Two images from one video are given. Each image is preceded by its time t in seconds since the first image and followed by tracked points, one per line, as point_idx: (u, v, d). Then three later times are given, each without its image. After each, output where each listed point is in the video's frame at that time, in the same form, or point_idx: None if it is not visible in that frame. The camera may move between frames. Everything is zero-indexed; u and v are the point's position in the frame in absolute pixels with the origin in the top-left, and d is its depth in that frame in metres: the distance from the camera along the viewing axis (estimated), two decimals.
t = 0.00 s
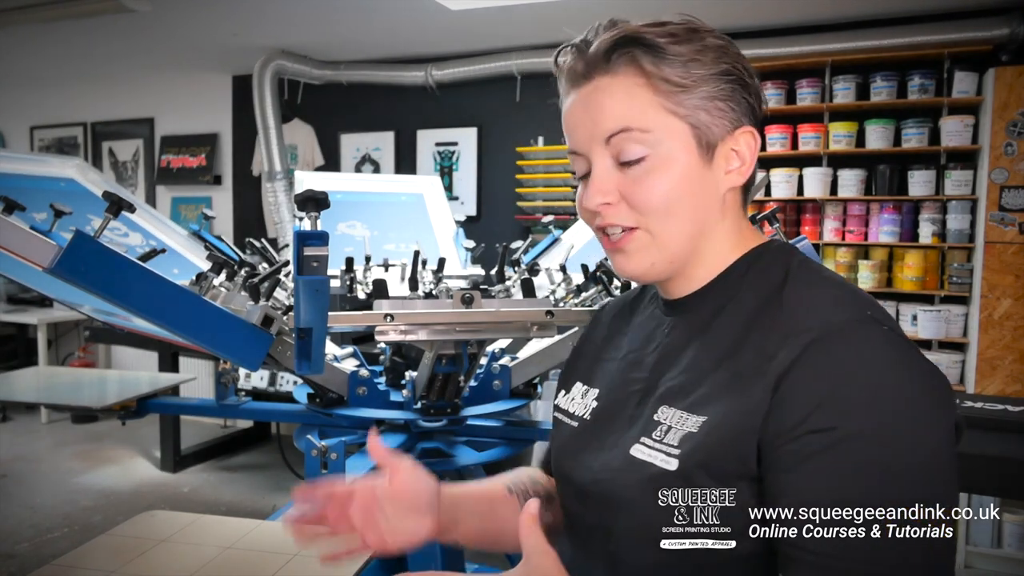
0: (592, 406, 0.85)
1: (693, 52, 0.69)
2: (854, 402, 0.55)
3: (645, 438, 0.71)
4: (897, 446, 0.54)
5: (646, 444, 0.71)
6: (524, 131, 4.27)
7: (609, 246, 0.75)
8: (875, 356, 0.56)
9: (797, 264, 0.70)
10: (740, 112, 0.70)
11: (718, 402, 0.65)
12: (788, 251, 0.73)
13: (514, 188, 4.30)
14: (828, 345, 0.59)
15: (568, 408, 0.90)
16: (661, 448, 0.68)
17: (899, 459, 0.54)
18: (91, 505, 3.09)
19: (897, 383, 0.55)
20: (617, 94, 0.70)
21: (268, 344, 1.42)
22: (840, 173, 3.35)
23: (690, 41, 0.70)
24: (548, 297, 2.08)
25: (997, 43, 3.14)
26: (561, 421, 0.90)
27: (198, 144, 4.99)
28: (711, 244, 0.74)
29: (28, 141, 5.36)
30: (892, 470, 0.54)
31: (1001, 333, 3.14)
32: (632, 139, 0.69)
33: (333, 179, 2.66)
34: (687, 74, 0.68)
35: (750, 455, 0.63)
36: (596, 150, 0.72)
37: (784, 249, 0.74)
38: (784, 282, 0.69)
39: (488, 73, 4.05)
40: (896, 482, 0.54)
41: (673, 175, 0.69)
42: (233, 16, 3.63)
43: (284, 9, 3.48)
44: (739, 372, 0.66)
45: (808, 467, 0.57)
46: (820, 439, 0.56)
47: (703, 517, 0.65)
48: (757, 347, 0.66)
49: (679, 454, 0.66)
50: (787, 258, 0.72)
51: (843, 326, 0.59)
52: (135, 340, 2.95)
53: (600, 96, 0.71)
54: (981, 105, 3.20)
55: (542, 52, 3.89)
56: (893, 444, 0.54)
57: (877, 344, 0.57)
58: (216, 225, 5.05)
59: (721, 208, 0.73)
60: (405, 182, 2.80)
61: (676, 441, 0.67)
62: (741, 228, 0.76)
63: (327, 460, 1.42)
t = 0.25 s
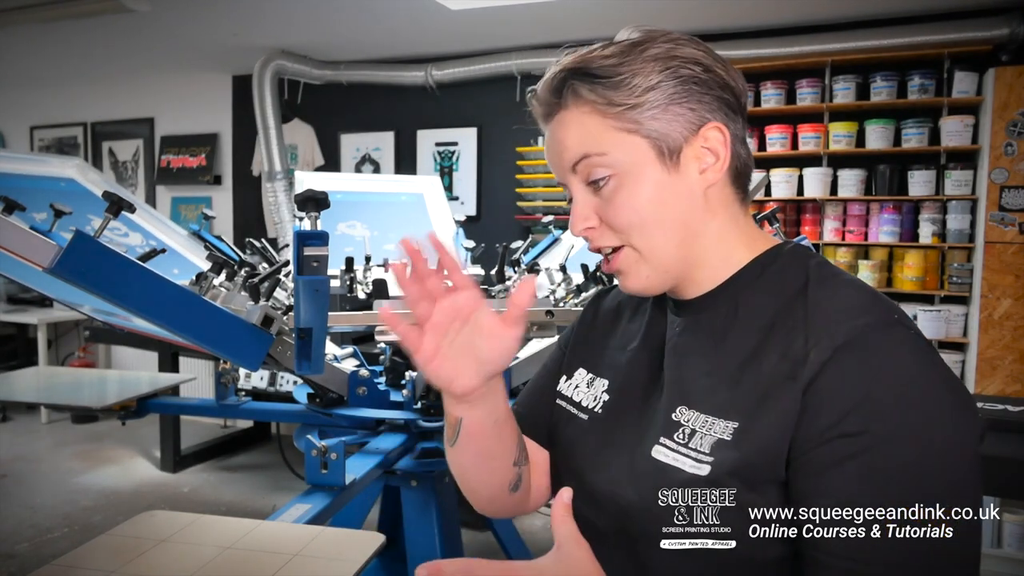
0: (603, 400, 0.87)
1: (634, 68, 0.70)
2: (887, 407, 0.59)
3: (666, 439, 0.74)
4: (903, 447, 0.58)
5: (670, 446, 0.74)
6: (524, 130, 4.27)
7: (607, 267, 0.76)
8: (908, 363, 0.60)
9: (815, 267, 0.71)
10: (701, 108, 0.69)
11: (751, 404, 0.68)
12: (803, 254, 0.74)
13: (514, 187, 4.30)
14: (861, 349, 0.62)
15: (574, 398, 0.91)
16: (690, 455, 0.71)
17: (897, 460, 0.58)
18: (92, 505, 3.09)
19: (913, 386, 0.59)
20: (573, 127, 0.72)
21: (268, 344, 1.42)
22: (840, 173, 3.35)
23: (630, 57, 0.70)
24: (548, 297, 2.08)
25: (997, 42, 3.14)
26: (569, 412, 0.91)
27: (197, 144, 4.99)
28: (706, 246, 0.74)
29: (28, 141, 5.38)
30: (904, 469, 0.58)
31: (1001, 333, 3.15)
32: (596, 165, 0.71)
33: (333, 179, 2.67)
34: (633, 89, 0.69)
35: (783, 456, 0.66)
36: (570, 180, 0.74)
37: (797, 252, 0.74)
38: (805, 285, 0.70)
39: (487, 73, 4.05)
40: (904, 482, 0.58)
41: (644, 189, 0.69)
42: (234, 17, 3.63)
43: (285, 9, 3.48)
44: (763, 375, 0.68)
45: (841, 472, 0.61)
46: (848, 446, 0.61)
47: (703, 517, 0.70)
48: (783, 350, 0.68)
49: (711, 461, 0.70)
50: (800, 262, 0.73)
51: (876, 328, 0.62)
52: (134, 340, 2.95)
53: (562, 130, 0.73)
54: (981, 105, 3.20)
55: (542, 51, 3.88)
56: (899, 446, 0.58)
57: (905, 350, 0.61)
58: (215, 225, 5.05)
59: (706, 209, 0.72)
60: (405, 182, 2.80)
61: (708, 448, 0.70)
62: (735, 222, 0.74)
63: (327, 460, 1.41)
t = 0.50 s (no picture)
0: (601, 408, 0.84)
1: (609, 76, 0.69)
2: (895, 409, 0.57)
3: (667, 444, 0.73)
4: (903, 446, 0.56)
5: (672, 452, 0.72)
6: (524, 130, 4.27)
7: (600, 278, 0.76)
8: (915, 363, 0.58)
9: (813, 267, 0.70)
10: (680, 113, 0.69)
11: (757, 408, 0.66)
12: (803, 253, 0.73)
13: (514, 187, 4.30)
14: (866, 351, 0.60)
15: (571, 408, 0.89)
16: (694, 461, 0.70)
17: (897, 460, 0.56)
18: (92, 505, 3.09)
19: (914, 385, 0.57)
20: (554, 140, 0.72)
21: (268, 344, 1.42)
22: (840, 173, 3.35)
23: (605, 65, 0.70)
24: (548, 297, 2.08)
25: (997, 43, 3.14)
26: (564, 424, 0.89)
27: (197, 144, 4.99)
28: (697, 250, 0.74)
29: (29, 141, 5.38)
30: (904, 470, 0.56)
31: (1001, 333, 3.15)
32: (580, 178, 0.71)
33: (333, 179, 2.67)
34: (610, 99, 0.68)
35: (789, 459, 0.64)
36: (556, 194, 0.74)
37: (795, 252, 0.73)
38: (803, 287, 0.69)
39: (487, 73, 4.05)
40: (904, 481, 0.56)
41: (628, 199, 0.69)
42: (233, 17, 3.63)
43: (285, 9, 3.49)
44: (765, 378, 0.67)
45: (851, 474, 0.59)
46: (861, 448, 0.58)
47: (703, 517, 0.69)
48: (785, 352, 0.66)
49: (714, 467, 0.68)
50: (796, 260, 0.72)
51: (878, 331, 0.61)
52: (134, 340, 2.95)
53: (544, 146, 0.73)
54: (981, 105, 3.20)
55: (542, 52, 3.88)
56: (901, 444, 0.57)
57: (911, 351, 0.59)
58: (215, 225, 5.04)
59: (694, 213, 0.72)
60: (405, 182, 2.80)
61: (710, 454, 0.69)
62: (725, 223, 0.74)
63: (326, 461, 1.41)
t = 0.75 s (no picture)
0: (594, 412, 0.82)
1: (614, 65, 0.69)
2: (885, 418, 0.56)
3: (651, 451, 0.71)
4: (904, 446, 0.55)
5: (656, 458, 0.70)
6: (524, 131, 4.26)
7: (579, 264, 0.78)
8: (902, 370, 0.57)
9: (799, 270, 0.69)
10: (679, 115, 0.68)
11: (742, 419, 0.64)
12: (789, 254, 0.72)
13: (514, 187, 4.30)
14: (853, 358, 0.59)
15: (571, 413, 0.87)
16: (675, 466, 0.68)
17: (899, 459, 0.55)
18: (92, 505, 3.09)
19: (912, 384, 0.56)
20: (548, 122, 0.72)
21: (268, 344, 1.42)
22: (840, 173, 3.35)
23: (611, 53, 0.69)
24: (548, 297, 2.08)
25: (997, 43, 3.14)
26: (562, 430, 0.88)
27: (197, 144, 4.98)
28: (680, 252, 0.73)
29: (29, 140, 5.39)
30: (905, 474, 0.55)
31: (1001, 333, 3.15)
32: (567, 165, 0.72)
33: (333, 179, 2.67)
34: (608, 90, 0.68)
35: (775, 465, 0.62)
36: (545, 176, 0.76)
37: (780, 253, 0.72)
38: (788, 291, 0.68)
39: (487, 73, 4.05)
40: (904, 482, 0.55)
41: (610, 193, 0.70)
42: (233, 17, 3.63)
43: (285, 9, 3.49)
44: (750, 386, 0.65)
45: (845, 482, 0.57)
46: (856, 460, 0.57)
47: (703, 517, 0.66)
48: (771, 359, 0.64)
49: (694, 473, 0.66)
50: (782, 263, 0.71)
51: (862, 338, 0.59)
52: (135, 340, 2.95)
53: (538, 125, 0.74)
54: (981, 105, 3.20)
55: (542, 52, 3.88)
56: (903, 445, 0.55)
57: (897, 356, 0.58)
58: (215, 225, 5.04)
59: (680, 216, 0.71)
60: (405, 182, 2.80)
61: (690, 459, 0.67)
62: (715, 229, 0.73)
63: (327, 460, 1.41)
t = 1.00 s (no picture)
0: (590, 399, 0.90)
1: (618, 66, 0.69)
2: (830, 419, 0.56)
3: (619, 441, 0.74)
4: (896, 446, 0.55)
5: (622, 447, 0.74)
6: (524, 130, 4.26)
7: (573, 259, 0.78)
8: (848, 372, 0.57)
9: (773, 273, 0.68)
10: (680, 119, 0.67)
11: (696, 411, 0.66)
12: (768, 254, 0.72)
13: (514, 188, 4.30)
14: (804, 359, 0.59)
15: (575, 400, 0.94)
16: (635, 456, 0.71)
17: (891, 459, 0.55)
18: (91, 505, 3.09)
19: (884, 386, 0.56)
20: (549, 119, 0.73)
21: (268, 344, 1.43)
22: (840, 173, 3.35)
23: (616, 53, 0.69)
24: (548, 297, 2.08)
25: (997, 43, 3.14)
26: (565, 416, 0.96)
27: (197, 144, 4.98)
28: (674, 254, 0.73)
29: (28, 140, 5.40)
30: (898, 474, 0.55)
31: (1001, 334, 3.14)
32: (565, 163, 0.72)
33: (334, 180, 2.67)
34: (611, 91, 0.68)
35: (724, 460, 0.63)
36: (544, 171, 0.76)
37: (764, 251, 0.72)
38: (757, 291, 0.68)
39: (487, 73, 4.05)
40: (899, 481, 0.55)
41: (606, 193, 0.69)
42: (233, 17, 3.63)
43: (285, 9, 3.49)
44: (706, 378, 0.67)
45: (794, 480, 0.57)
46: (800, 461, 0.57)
47: (703, 517, 0.67)
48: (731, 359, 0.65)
49: (651, 463, 0.69)
50: (765, 264, 0.70)
51: (811, 342, 0.59)
52: (135, 340, 2.95)
53: (540, 121, 0.74)
54: (981, 105, 3.20)
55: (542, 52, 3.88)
56: (888, 445, 0.55)
57: (849, 359, 0.57)
58: (216, 225, 5.04)
59: (675, 220, 0.71)
60: (405, 182, 2.80)
61: (649, 452, 0.70)
62: (710, 231, 0.73)
63: (327, 460, 1.41)
